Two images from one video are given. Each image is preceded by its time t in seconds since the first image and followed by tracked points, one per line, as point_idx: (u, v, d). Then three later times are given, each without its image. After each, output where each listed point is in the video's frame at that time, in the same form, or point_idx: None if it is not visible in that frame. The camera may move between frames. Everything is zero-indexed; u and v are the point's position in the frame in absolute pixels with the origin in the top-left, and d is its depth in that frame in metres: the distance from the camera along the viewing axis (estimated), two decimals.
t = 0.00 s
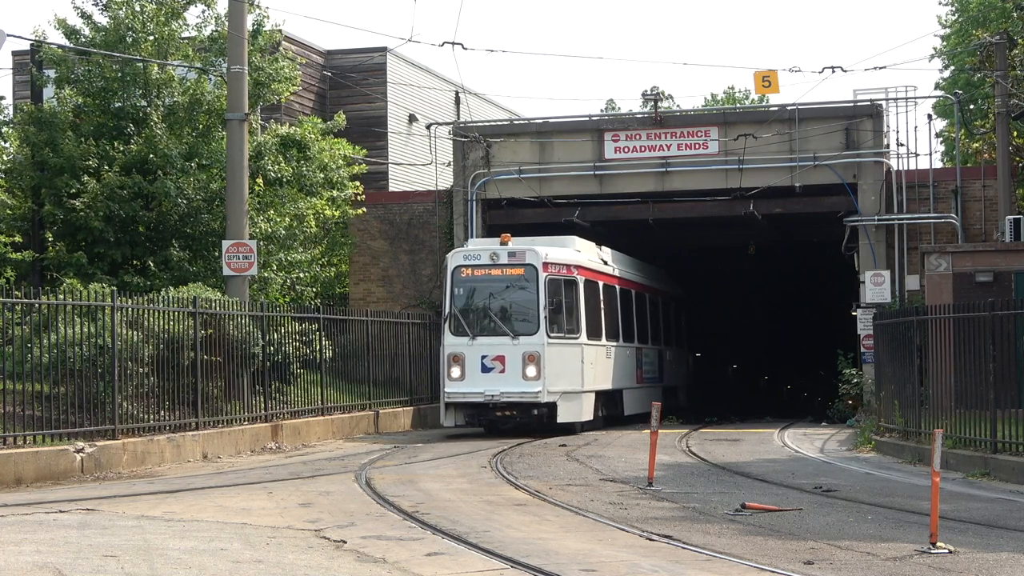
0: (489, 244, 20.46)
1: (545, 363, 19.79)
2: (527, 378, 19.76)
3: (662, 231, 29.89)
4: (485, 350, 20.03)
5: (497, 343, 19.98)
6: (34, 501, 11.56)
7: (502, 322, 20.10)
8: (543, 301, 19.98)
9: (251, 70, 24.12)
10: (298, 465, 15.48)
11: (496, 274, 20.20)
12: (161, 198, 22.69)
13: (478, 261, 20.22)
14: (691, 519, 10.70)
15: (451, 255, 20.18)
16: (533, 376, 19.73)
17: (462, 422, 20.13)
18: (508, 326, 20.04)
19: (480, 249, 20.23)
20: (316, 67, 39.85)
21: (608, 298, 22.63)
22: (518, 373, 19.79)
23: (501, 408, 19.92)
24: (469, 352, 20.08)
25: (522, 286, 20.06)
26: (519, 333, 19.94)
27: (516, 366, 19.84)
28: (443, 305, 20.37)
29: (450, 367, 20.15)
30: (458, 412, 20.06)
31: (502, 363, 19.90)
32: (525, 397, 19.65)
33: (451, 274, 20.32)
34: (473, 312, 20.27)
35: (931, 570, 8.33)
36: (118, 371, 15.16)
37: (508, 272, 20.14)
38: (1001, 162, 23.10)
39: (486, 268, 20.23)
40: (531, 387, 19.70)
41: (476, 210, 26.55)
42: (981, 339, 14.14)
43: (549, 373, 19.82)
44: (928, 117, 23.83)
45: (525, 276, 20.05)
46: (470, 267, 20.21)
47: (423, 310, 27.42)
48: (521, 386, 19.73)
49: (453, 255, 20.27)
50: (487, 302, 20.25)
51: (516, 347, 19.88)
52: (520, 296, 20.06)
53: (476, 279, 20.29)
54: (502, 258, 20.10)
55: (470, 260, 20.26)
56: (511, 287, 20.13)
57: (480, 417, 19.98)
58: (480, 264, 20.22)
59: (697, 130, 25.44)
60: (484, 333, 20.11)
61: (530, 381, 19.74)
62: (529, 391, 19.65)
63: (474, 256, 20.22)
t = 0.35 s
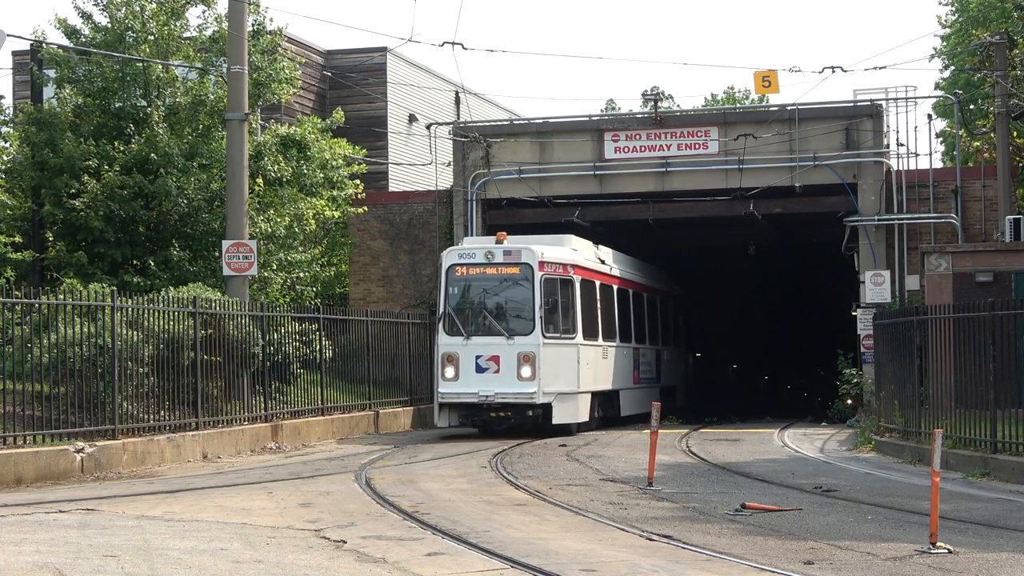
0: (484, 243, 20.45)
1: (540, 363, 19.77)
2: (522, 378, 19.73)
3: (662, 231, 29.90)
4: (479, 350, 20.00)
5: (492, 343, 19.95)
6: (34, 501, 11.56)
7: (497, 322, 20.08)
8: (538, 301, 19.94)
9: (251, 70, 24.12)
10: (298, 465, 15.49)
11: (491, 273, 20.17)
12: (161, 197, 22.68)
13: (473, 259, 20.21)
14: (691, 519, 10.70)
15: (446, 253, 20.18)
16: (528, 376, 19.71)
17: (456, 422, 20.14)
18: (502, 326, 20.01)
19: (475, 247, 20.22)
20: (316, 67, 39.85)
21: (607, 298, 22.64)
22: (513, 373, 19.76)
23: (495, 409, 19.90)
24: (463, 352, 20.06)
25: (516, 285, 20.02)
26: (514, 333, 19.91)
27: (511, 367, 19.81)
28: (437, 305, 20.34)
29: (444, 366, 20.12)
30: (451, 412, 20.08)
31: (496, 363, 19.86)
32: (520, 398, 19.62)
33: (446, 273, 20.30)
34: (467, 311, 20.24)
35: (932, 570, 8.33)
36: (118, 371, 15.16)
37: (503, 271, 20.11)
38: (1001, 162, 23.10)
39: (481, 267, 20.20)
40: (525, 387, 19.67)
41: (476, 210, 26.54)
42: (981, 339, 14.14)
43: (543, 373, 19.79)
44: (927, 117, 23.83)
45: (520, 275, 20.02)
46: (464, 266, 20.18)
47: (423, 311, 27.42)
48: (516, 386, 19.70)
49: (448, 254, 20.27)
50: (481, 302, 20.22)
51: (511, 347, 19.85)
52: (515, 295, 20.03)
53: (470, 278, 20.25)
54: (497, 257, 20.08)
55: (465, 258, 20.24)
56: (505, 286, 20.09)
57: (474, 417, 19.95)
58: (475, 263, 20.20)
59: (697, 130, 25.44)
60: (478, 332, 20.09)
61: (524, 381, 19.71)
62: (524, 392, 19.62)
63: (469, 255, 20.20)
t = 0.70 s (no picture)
0: (477, 241, 20.05)
1: (534, 363, 19.39)
2: (516, 379, 19.37)
3: (661, 231, 29.89)
4: (472, 350, 19.64)
5: (485, 343, 19.59)
6: (33, 501, 11.56)
7: (490, 321, 19.69)
8: (532, 300, 19.52)
9: (251, 71, 24.12)
10: (298, 465, 15.49)
11: (485, 271, 19.77)
12: (161, 197, 22.67)
13: (466, 258, 19.81)
14: (691, 519, 10.70)
15: (439, 252, 19.78)
16: (522, 377, 19.34)
17: (449, 423, 19.70)
18: (496, 326, 19.64)
19: (468, 246, 19.81)
20: (316, 67, 39.83)
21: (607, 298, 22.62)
22: (507, 374, 19.40)
23: (488, 411, 19.55)
24: (456, 352, 19.70)
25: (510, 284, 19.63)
26: (507, 333, 19.53)
27: (505, 367, 19.44)
28: (430, 304, 19.97)
29: (437, 366, 19.78)
30: (444, 412, 19.66)
31: (489, 363, 19.50)
32: (514, 399, 19.25)
33: (438, 272, 19.90)
34: (461, 310, 19.87)
35: (932, 570, 8.33)
36: (118, 371, 15.16)
37: (496, 270, 19.71)
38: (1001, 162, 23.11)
39: (474, 266, 19.80)
40: (519, 388, 19.31)
41: (476, 210, 26.52)
42: (981, 339, 14.14)
43: (537, 374, 19.41)
44: (927, 117, 23.83)
45: (514, 274, 19.61)
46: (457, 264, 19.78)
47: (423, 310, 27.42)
48: (510, 387, 19.33)
49: (441, 252, 19.87)
50: (475, 301, 19.84)
51: (504, 347, 19.47)
52: (509, 295, 19.63)
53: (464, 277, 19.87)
54: (491, 256, 19.68)
55: (458, 257, 19.85)
56: (499, 285, 19.70)
57: (467, 419, 19.57)
58: (468, 261, 19.80)
59: (697, 130, 25.44)
60: (471, 332, 19.72)
61: (518, 382, 19.34)
62: (517, 392, 19.25)
63: (462, 253, 19.81)
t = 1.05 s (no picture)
0: (468, 239, 19.49)
1: (526, 364, 18.82)
2: (508, 380, 18.79)
3: (661, 231, 29.90)
4: (463, 350, 19.08)
5: (476, 343, 19.03)
6: (33, 501, 11.55)
7: (482, 321, 19.13)
8: (524, 299, 18.96)
9: (251, 71, 24.11)
10: (298, 465, 15.48)
11: (476, 270, 19.22)
12: (161, 197, 22.66)
13: (457, 256, 19.26)
14: (691, 519, 10.70)
15: (428, 250, 19.24)
16: (513, 377, 18.77)
17: (439, 425, 19.17)
18: (488, 326, 19.08)
19: (459, 243, 19.26)
20: (316, 67, 39.81)
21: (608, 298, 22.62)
22: (498, 374, 18.83)
23: (480, 412, 19.01)
24: (447, 352, 19.14)
25: (502, 283, 19.07)
26: (499, 333, 18.98)
27: (496, 368, 18.86)
28: (420, 303, 19.40)
29: (427, 367, 19.21)
30: (435, 414, 19.10)
31: (481, 363, 18.94)
32: (506, 400, 18.69)
33: (429, 270, 19.34)
34: (452, 310, 19.30)
35: (931, 570, 8.33)
36: (118, 372, 15.16)
37: (488, 268, 19.15)
38: (1001, 162, 23.12)
39: (465, 264, 19.24)
40: (511, 389, 18.73)
41: (476, 210, 26.49)
42: (981, 339, 14.14)
43: (530, 374, 18.84)
44: (927, 117, 23.83)
45: (506, 272, 19.05)
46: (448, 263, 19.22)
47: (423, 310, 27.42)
48: (501, 389, 18.75)
49: (431, 250, 19.32)
50: (466, 300, 19.27)
51: (496, 347, 18.92)
52: (501, 293, 19.07)
53: (455, 276, 19.29)
54: (482, 254, 19.13)
55: (448, 255, 19.30)
56: (491, 284, 19.14)
57: (458, 420, 19.07)
58: (459, 259, 19.24)
59: (697, 130, 25.44)
60: (463, 332, 19.17)
61: (510, 383, 18.77)
62: (510, 393, 18.68)
63: (452, 251, 19.26)
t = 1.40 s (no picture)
0: (458, 236, 19.13)
1: (518, 363, 18.46)
2: (499, 379, 18.43)
3: (661, 231, 29.91)
4: (453, 350, 18.69)
5: (466, 342, 18.64)
6: (33, 501, 11.55)
7: (471, 319, 18.75)
8: (515, 297, 18.61)
9: (251, 71, 24.11)
10: (298, 465, 15.48)
11: (466, 267, 18.83)
12: (161, 197, 22.67)
13: (446, 254, 18.87)
14: (691, 518, 10.70)
15: (418, 247, 18.85)
16: (505, 377, 18.41)
17: (430, 426, 18.75)
18: (478, 324, 18.70)
19: (448, 241, 18.88)
20: (316, 67, 39.81)
21: (608, 298, 22.60)
22: (489, 374, 18.47)
23: (470, 412, 18.62)
24: (436, 351, 18.73)
25: (493, 281, 18.72)
26: (490, 331, 18.60)
27: (487, 367, 18.51)
28: (409, 301, 18.99)
29: (416, 367, 18.81)
30: (425, 414, 18.73)
31: (471, 362, 18.55)
32: (497, 400, 18.32)
33: (418, 268, 18.94)
34: (441, 308, 18.88)
35: (932, 570, 8.33)
36: (118, 372, 15.16)
37: (478, 266, 18.78)
38: (1001, 163, 23.13)
39: (454, 261, 18.85)
40: (502, 389, 18.36)
41: (476, 210, 26.49)
42: (981, 339, 14.14)
43: (521, 374, 18.48)
44: (927, 117, 23.84)
45: (497, 269, 18.69)
46: (437, 261, 18.84)
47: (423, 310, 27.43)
48: (493, 388, 18.38)
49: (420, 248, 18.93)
50: (455, 298, 18.87)
51: (487, 346, 18.54)
52: (492, 291, 18.70)
53: (444, 274, 18.90)
54: (472, 251, 18.76)
55: (438, 253, 18.91)
56: (481, 281, 18.76)
57: (448, 421, 18.63)
58: (448, 257, 18.86)
59: (697, 130, 25.44)
60: (452, 331, 18.77)
61: (501, 383, 18.40)
62: (501, 393, 18.31)
63: (442, 249, 18.88)
